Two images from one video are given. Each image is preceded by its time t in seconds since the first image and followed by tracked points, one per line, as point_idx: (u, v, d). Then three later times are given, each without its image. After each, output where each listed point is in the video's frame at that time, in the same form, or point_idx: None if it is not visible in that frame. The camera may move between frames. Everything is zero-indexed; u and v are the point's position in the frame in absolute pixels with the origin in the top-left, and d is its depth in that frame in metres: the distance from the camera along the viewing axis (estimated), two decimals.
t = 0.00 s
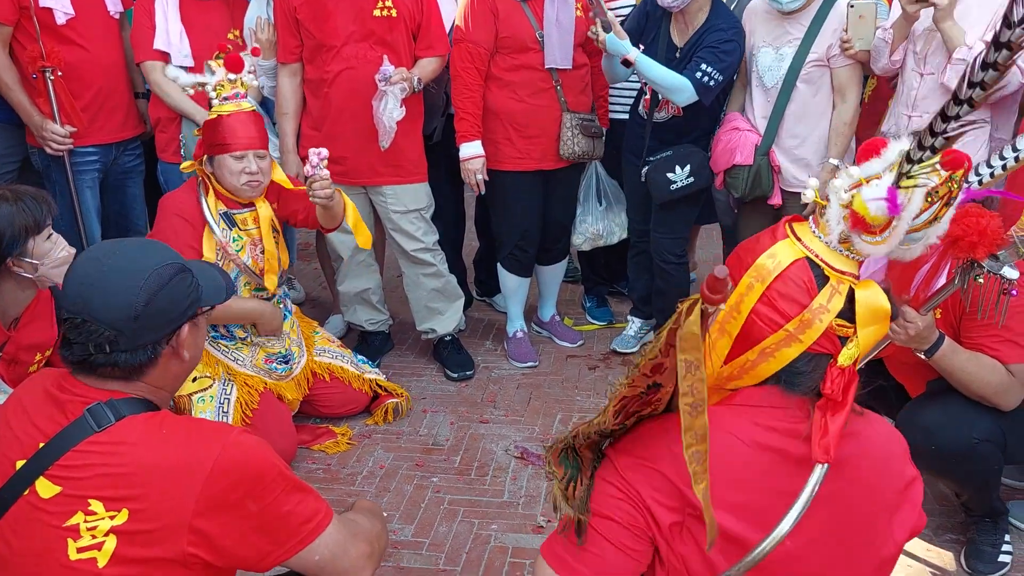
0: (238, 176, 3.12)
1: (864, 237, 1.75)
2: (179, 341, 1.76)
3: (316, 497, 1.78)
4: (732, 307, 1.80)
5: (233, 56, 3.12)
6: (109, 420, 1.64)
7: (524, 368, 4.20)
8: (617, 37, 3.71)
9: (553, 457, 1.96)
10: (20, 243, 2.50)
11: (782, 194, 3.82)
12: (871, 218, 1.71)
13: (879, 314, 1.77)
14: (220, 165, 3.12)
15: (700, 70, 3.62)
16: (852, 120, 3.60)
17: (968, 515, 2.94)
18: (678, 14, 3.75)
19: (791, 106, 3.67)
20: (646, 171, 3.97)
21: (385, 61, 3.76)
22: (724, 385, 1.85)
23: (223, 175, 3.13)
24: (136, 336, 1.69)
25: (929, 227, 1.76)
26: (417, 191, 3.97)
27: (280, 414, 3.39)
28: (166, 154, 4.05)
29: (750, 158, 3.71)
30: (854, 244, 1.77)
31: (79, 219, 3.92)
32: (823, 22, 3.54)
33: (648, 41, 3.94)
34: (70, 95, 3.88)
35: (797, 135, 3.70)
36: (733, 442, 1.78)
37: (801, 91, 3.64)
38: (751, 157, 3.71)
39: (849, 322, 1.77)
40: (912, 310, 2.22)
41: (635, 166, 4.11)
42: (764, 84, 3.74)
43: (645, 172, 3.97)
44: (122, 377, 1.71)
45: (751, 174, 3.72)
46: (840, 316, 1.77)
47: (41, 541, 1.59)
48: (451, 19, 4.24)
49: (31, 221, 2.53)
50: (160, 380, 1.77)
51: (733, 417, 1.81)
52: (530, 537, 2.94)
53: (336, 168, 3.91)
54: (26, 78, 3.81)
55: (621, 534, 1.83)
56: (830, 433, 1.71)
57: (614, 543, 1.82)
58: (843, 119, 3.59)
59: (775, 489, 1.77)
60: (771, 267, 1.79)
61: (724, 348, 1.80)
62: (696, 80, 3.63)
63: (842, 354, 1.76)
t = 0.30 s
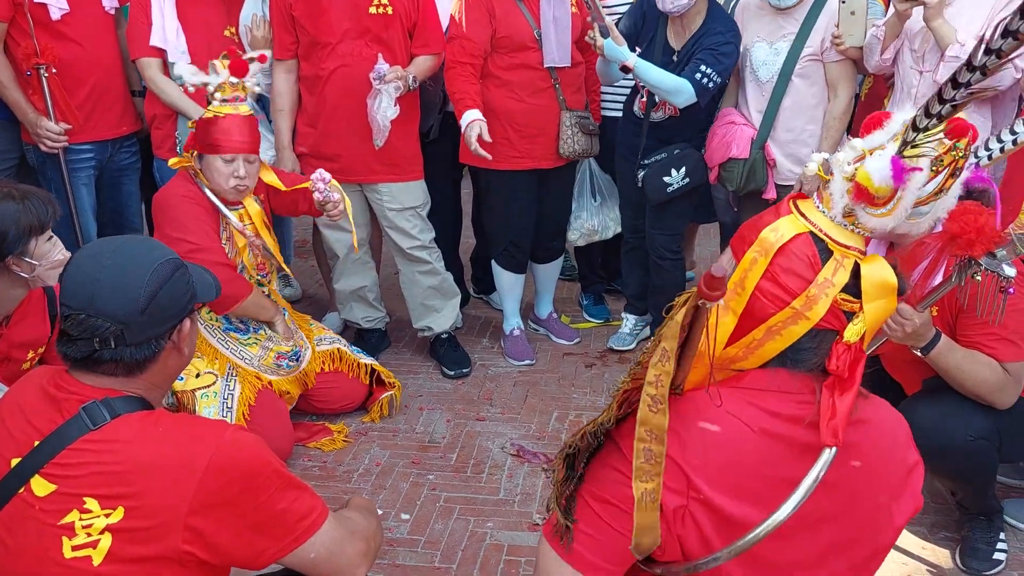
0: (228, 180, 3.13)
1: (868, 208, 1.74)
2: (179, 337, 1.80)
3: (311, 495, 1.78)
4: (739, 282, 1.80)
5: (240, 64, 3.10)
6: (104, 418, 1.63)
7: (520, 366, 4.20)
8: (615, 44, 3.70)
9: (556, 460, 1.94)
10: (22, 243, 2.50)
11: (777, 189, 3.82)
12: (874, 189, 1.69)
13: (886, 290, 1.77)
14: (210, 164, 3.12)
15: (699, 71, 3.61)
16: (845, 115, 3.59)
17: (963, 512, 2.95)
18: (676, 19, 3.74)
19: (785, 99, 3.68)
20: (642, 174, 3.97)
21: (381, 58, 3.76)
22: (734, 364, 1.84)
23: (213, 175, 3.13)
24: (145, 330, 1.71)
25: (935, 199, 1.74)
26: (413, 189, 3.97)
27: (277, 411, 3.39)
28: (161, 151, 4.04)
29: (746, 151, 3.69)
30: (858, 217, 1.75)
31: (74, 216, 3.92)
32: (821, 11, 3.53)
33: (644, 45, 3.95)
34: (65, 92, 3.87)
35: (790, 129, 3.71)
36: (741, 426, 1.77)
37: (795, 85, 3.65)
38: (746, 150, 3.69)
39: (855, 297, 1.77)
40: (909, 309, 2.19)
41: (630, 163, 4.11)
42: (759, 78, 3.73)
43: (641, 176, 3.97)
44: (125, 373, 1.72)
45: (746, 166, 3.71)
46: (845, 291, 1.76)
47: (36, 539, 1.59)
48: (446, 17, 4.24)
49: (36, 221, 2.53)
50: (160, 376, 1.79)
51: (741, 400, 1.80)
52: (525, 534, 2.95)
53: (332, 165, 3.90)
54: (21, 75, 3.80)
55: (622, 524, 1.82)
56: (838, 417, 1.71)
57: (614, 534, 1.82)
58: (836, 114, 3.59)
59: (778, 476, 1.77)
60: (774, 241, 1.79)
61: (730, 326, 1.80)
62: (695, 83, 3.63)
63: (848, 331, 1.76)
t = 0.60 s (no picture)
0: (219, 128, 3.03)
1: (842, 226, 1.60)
2: (181, 333, 1.79)
3: (312, 491, 1.78)
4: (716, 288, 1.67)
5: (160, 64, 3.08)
6: (103, 415, 1.63)
7: (521, 363, 4.20)
8: (615, 50, 3.65)
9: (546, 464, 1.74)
10: (42, 250, 2.42)
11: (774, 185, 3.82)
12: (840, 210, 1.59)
13: (862, 300, 1.61)
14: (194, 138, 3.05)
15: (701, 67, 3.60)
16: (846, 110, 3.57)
17: (964, 510, 2.95)
18: (675, 18, 3.72)
19: (785, 95, 3.67)
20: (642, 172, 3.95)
21: (381, 55, 3.75)
22: (711, 365, 1.71)
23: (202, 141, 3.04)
24: (146, 328, 1.70)
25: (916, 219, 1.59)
26: (414, 186, 3.97)
27: (278, 407, 3.39)
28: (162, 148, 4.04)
29: (745, 146, 3.69)
30: (834, 232, 1.61)
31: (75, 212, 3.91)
32: (823, 8, 3.52)
33: (642, 44, 3.92)
34: (65, 89, 3.86)
35: (791, 124, 3.70)
36: (717, 417, 1.60)
37: (796, 82, 3.64)
38: (745, 145, 3.68)
39: (827, 306, 1.61)
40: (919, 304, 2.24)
41: (629, 161, 4.11)
42: (760, 74, 3.73)
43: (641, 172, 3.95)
44: (125, 370, 1.72)
45: (745, 162, 3.69)
46: (817, 300, 1.60)
47: (36, 536, 1.59)
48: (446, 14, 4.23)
49: (56, 229, 2.45)
50: (161, 372, 1.78)
51: (716, 392, 1.64)
52: (525, 532, 2.94)
53: (332, 162, 3.90)
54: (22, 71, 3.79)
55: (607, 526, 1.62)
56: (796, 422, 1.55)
57: (603, 534, 1.62)
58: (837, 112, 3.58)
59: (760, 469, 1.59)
60: (752, 247, 1.64)
61: (710, 329, 1.69)
62: (699, 81, 3.63)
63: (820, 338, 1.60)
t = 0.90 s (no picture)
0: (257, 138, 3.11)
1: (821, 213, 1.65)
2: (199, 333, 1.82)
3: (322, 493, 1.79)
4: (707, 291, 1.66)
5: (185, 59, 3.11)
6: (116, 415, 1.64)
7: (529, 364, 4.20)
8: (624, 42, 3.61)
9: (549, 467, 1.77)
10: (55, 253, 2.43)
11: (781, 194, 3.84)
12: (816, 195, 1.64)
13: (851, 285, 1.62)
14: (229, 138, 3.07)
15: (710, 66, 3.60)
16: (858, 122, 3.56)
17: (975, 514, 2.94)
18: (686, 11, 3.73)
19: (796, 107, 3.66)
20: (654, 171, 3.94)
21: (390, 56, 3.76)
22: (713, 366, 1.71)
23: (238, 144, 3.09)
24: (167, 322, 1.73)
25: (884, 199, 1.73)
26: (422, 186, 3.98)
27: (287, 407, 3.40)
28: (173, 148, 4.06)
29: (758, 157, 3.68)
30: (814, 222, 1.65)
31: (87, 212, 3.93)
32: (834, 21, 3.51)
33: (651, 39, 3.91)
34: (76, 90, 3.88)
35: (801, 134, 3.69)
36: (719, 418, 1.62)
37: (807, 93, 3.62)
38: (759, 156, 3.68)
39: (820, 295, 1.61)
40: (933, 311, 2.22)
41: (636, 162, 4.10)
42: (771, 88, 3.71)
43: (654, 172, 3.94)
44: (144, 365, 1.74)
45: (756, 172, 3.69)
46: (810, 290, 1.61)
47: (48, 536, 1.60)
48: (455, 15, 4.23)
49: (69, 232, 2.46)
50: (178, 371, 1.80)
51: (714, 396, 1.65)
52: (533, 533, 2.95)
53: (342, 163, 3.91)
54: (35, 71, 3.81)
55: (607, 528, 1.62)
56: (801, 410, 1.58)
57: (604, 534, 1.62)
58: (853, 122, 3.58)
59: (761, 472, 1.60)
60: (739, 250, 1.64)
61: (704, 333, 1.68)
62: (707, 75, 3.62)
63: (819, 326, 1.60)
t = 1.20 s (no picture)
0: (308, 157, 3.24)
1: (859, 197, 1.64)
2: (239, 342, 1.89)
3: (353, 503, 1.81)
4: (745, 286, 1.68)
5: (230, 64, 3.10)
6: (153, 422, 1.67)
7: (560, 369, 4.19)
8: (657, 42, 3.66)
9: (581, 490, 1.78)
10: (97, 262, 2.48)
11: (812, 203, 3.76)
12: (849, 176, 1.63)
13: (896, 274, 1.61)
14: (285, 159, 3.18)
15: (742, 71, 3.57)
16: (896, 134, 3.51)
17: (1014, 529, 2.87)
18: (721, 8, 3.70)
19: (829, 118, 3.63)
20: (682, 171, 3.93)
21: (422, 63, 3.78)
22: (751, 370, 1.67)
23: (292, 164, 3.20)
24: (211, 329, 1.80)
25: (922, 182, 1.67)
26: (453, 192, 3.99)
27: (320, 411, 3.44)
28: (209, 155, 4.12)
29: (781, 168, 3.62)
30: (853, 208, 1.65)
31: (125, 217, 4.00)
32: (869, 31, 3.47)
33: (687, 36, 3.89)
34: (115, 98, 3.95)
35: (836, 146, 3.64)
36: (758, 427, 1.61)
37: (839, 104, 3.59)
38: (782, 167, 3.62)
39: (864, 285, 1.60)
40: (971, 324, 2.18)
41: (665, 164, 4.06)
42: (803, 97, 3.69)
43: (681, 172, 3.93)
44: (185, 371, 1.79)
45: (778, 182, 3.65)
46: (853, 280, 1.61)
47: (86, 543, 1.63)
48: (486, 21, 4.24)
49: (112, 241, 2.52)
50: (217, 379, 1.85)
51: (755, 402, 1.64)
52: (563, 541, 2.94)
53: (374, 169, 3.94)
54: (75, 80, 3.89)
55: (643, 534, 1.67)
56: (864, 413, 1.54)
57: (633, 544, 1.69)
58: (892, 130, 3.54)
59: (799, 485, 1.60)
60: (776, 242, 1.65)
61: (739, 328, 1.67)
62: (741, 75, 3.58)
63: (869, 318, 1.59)
